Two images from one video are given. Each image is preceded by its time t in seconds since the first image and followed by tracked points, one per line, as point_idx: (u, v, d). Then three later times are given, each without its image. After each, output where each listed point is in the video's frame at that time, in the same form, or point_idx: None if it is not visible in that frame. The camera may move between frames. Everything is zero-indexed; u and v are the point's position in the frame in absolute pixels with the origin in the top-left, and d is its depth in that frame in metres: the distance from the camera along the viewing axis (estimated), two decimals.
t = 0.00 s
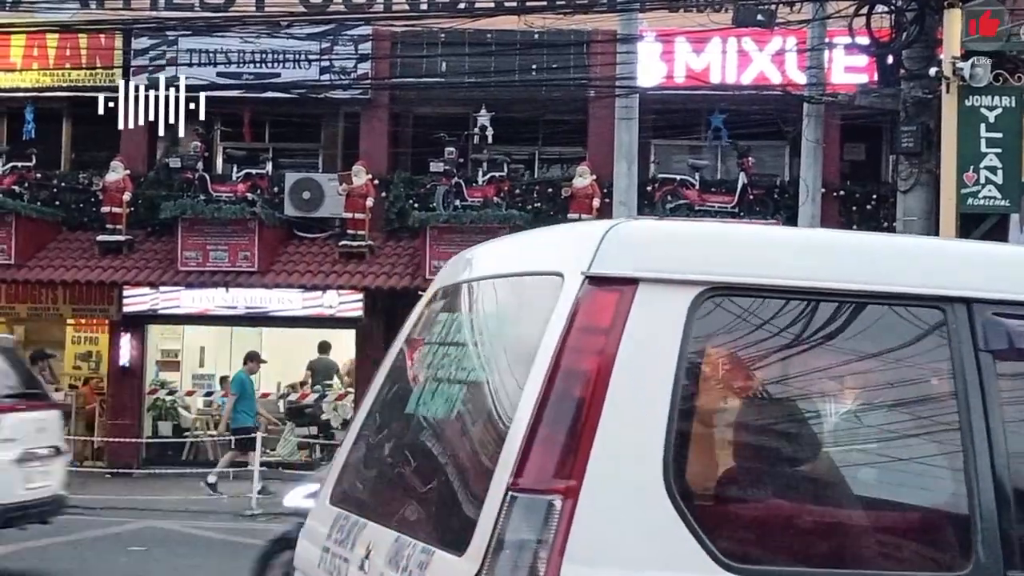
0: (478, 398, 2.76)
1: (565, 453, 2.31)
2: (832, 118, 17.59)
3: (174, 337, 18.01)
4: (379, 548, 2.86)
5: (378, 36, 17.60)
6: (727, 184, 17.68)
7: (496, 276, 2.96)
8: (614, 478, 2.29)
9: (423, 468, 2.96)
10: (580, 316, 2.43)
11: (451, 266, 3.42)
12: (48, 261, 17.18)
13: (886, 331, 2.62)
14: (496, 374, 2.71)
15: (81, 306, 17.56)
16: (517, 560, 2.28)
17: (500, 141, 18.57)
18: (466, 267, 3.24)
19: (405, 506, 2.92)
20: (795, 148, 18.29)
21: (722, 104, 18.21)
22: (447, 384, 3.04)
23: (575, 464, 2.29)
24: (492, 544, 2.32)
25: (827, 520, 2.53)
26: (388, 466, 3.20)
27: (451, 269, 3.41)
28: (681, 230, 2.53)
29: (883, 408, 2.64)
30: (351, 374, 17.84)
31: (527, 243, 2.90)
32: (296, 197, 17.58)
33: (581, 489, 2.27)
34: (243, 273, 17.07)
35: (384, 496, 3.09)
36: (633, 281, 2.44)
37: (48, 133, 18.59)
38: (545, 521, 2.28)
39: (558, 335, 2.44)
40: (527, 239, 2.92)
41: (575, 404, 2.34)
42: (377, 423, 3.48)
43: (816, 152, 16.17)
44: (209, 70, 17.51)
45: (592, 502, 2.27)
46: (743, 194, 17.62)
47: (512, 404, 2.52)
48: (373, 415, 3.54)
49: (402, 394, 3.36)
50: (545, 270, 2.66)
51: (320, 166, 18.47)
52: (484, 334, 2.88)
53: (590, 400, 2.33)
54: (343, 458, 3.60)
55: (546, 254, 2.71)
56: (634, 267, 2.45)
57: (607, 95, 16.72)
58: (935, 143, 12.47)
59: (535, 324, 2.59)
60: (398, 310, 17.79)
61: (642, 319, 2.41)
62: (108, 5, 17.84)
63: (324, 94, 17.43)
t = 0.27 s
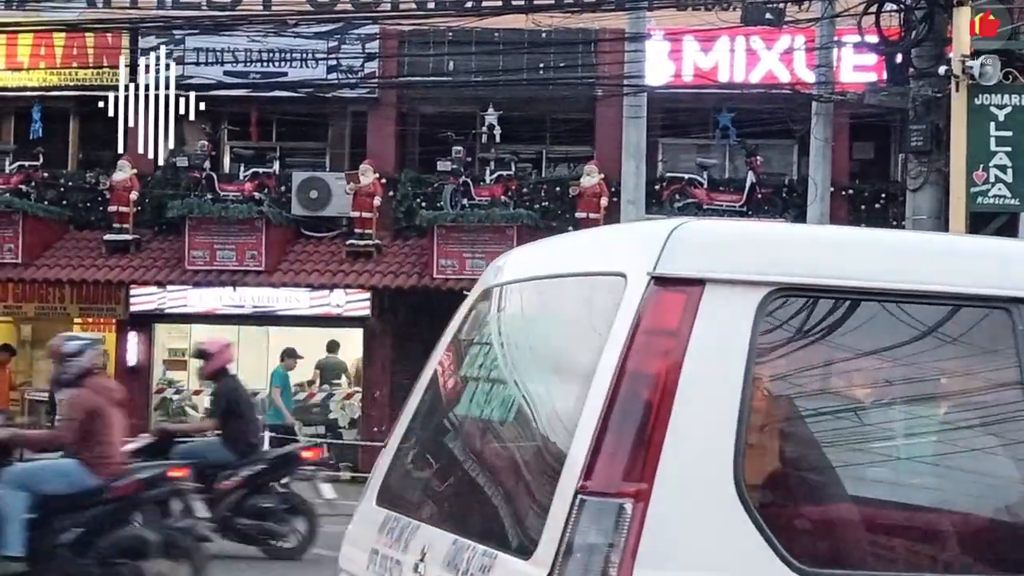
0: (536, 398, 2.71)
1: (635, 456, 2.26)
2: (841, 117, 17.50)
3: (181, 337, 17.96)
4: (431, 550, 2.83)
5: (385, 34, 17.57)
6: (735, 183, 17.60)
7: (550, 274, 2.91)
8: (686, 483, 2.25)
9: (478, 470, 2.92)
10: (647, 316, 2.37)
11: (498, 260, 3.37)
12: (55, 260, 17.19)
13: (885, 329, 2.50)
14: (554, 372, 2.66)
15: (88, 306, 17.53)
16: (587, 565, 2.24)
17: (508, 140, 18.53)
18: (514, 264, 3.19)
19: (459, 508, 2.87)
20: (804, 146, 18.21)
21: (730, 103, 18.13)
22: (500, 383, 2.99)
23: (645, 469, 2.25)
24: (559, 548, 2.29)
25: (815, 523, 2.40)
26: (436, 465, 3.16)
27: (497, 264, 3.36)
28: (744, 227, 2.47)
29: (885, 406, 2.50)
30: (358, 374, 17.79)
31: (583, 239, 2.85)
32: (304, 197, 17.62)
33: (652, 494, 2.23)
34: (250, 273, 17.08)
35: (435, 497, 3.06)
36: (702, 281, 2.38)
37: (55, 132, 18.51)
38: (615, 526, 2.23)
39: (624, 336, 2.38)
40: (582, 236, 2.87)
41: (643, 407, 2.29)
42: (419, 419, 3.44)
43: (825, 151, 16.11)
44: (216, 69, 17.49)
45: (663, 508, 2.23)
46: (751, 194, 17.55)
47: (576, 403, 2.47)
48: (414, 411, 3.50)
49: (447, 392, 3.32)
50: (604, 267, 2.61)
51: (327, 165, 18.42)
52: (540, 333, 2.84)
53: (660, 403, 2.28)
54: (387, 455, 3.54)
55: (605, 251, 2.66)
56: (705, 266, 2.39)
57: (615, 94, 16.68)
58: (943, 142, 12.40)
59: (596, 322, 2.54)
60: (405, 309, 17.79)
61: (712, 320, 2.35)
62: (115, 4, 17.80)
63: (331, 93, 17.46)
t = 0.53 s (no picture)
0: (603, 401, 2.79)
1: (702, 460, 2.33)
2: (848, 116, 17.46)
3: (187, 338, 17.98)
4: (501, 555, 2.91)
5: (391, 34, 17.56)
6: (742, 183, 17.52)
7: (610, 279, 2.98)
8: (754, 483, 2.31)
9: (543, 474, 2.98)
10: (713, 322, 2.44)
11: (554, 264, 3.44)
12: (61, 262, 17.12)
13: (876, 326, 2.52)
14: (620, 376, 2.74)
15: (93, 306, 17.43)
16: (656, 567, 2.31)
17: (513, 140, 18.49)
18: (572, 269, 3.27)
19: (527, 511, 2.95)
20: (810, 146, 18.16)
21: (737, 102, 18.10)
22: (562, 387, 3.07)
23: (713, 471, 2.32)
24: (632, 550, 2.36)
25: (849, 521, 2.41)
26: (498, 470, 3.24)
27: (553, 267, 3.44)
28: (793, 233, 2.54)
29: (877, 406, 2.52)
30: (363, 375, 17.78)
31: (643, 245, 2.92)
32: (309, 197, 17.55)
33: (720, 495, 2.30)
34: (256, 274, 16.99)
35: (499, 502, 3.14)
36: (766, 284, 2.45)
37: (61, 133, 18.53)
38: (685, 529, 2.30)
39: (690, 341, 2.46)
40: (642, 242, 2.94)
41: (709, 409, 2.36)
42: (481, 424, 3.53)
43: (832, 152, 16.06)
44: (222, 69, 17.47)
45: (730, 508, 2.29)
46: (757, 194, 17.46)
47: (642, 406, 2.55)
48: (475, 415, 3.58)
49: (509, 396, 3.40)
50: (666, 273, 2.69)
51: (333, 166, 18.38)
52: (602, 338, 2.92)
53: (726, 405, 2.35)
54: (444, 458, 3.64)
55: (666, 258, 2.73)
56: (766, 271, 2.46)
57: (622, 94, 16.65)
58: (952, 141, 12.32)
59: (660, 327, 2.62)
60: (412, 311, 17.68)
61: (774, 322, 2.41)
62: (121, 4, 17.78)
63: (337, 92, 17.34)
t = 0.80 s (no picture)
0: (654, 402, 2.82)
1: (769, 461, 2.36)
2: (855, 115, 17.43)
3: (192, 338, 17.98)
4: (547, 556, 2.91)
5: (396, 34, 17.55)
6: (748, 183, 17.49)
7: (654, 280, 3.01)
8: (822, 485, 2.34)
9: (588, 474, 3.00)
10: (774, 324, 2.48)
11: (587, 265, 3.45)
12: (66, 262, 17.13)
13: (909, 325, 2.51)
14: (671, 377, 2.76)
15: (99, 306, 17.55)
16: (724, 568, 2.33)
17: (518, 140, 18.45)
18: (610, 269, 3.29)
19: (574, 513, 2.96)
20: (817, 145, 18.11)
21: (743, 102, 18.07)
22: (603, 387, 3.08)
23: (781, 471, 2.35)
24: (696, 552, 2.38)
25: (913, 522, 2.42)
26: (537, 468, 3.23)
27: (587, 267, 3.45)
28: (854, 240, 2.58)
29: (890, 406, 2.46)
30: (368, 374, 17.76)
31: (687, 246, 2.95)
32: (315, 197, 17.54)
33: (788, 495, 2.33)
34: (262, 274, 16.98)
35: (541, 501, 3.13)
36: (828, 287, 2.49)
37: (66, 133, 18.51)
38: (752, 530, 2.33)
39: (751, 343, 2.49)
40: (686, 243, 2.97)
41: (774, 410, 2.40)
42: (511, 422, 3.51)
43: (838, 151, 16.04)
44: (227, 69, 17.44)
45: (799, 507, 2.33)
46: (764, 193, 17.43)
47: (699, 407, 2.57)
48: (505, 416, 3.56)
49: (542, 395, 3.39)
50: (717, 274, 2.72)
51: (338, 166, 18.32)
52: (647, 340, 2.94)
53: (792, 407, 2.39)
54: (470, 462, 3.62)
55: (715, 260, 2.76)
56: (828, 275, 2.50)
57: (628, 93, 16.62)
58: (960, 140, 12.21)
59: (714, 328, 2.64)
60: (418, 310, 17.71)
61: (839, 326, 2.46)
62: (127, 4, 17.77)
63: (343, 92, 17.31)
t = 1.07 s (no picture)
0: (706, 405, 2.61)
1: (836, 468, 2.17)
2: (865, 115, 17.36)
3: (201, 339, 17.96)
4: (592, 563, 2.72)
5: (404, 35, 17.51)
6: (758, 184, 17.42)
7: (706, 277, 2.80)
8: (896, 495, 2.14)
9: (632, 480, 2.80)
10: (838, 326, 2.27)
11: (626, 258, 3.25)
12: (75, 263, 17.16)
13: (977, 331, 2.25)
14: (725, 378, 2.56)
15: (108, 308, 17.70)
16: None
17: (528, 141, 18.40)
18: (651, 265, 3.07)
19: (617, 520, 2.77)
20: (827, 146, 18.04)
21: (753, 102, 18.01)
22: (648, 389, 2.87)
23: (849, 478, 2.16)
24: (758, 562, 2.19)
25: (992, 535, 2.17)
26: (564, 467, 3.02)
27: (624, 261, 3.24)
28: (919, 238, 2.35)
29: (954, 408, 2.21)
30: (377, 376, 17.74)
31: (740, 241, 2.74)
32: (324, 198, 17.53)
33: (858, 503, 2.14)
34: (271, 275, 17.03)
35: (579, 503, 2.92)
36: (895, 288, 2.27)
37: (75, 135, 18.49)
38: (821, 537, 2.14)
39: (814, 343, 2.29)
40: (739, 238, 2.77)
41: (840, 417, 2.20)
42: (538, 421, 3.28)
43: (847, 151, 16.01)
44: (236, 70, 17.47)
45: (870, 517, 2.13)
46: (774, 194, 17.39)
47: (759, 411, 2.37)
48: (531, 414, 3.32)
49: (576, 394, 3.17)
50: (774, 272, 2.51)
51: (347, 167, 18.27)
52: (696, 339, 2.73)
53: (860, 413, 2.19)
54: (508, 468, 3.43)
55: (771, 256, 2.55)
56: (896, 273, 2.28)
57: (637, 94, 16.56)
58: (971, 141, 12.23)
59: (773, 327, 2.43)
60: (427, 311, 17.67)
61: (908, 327, 2.23)
62: (135, 5, 17.72)
63: (352, 94, 17.32)
